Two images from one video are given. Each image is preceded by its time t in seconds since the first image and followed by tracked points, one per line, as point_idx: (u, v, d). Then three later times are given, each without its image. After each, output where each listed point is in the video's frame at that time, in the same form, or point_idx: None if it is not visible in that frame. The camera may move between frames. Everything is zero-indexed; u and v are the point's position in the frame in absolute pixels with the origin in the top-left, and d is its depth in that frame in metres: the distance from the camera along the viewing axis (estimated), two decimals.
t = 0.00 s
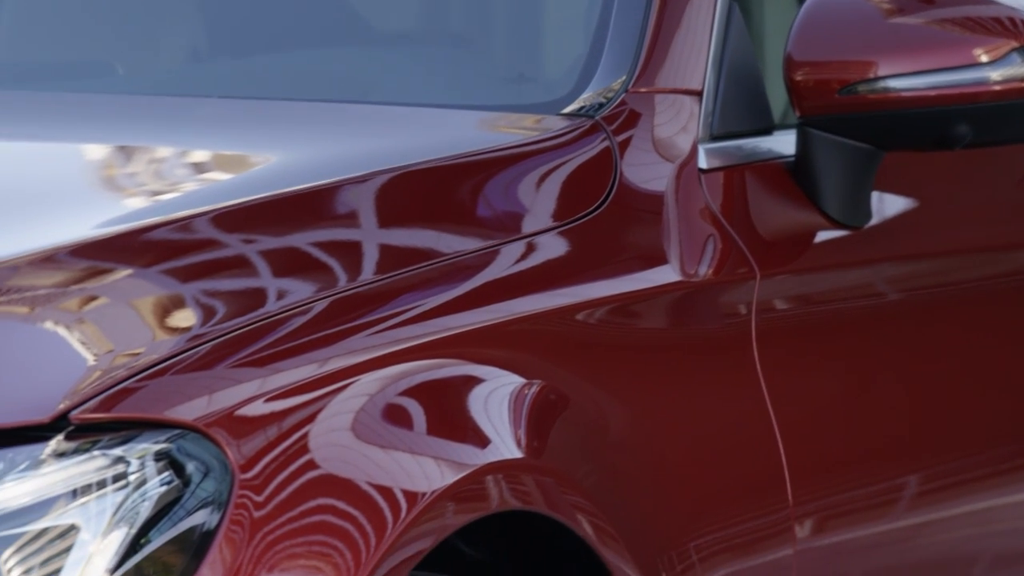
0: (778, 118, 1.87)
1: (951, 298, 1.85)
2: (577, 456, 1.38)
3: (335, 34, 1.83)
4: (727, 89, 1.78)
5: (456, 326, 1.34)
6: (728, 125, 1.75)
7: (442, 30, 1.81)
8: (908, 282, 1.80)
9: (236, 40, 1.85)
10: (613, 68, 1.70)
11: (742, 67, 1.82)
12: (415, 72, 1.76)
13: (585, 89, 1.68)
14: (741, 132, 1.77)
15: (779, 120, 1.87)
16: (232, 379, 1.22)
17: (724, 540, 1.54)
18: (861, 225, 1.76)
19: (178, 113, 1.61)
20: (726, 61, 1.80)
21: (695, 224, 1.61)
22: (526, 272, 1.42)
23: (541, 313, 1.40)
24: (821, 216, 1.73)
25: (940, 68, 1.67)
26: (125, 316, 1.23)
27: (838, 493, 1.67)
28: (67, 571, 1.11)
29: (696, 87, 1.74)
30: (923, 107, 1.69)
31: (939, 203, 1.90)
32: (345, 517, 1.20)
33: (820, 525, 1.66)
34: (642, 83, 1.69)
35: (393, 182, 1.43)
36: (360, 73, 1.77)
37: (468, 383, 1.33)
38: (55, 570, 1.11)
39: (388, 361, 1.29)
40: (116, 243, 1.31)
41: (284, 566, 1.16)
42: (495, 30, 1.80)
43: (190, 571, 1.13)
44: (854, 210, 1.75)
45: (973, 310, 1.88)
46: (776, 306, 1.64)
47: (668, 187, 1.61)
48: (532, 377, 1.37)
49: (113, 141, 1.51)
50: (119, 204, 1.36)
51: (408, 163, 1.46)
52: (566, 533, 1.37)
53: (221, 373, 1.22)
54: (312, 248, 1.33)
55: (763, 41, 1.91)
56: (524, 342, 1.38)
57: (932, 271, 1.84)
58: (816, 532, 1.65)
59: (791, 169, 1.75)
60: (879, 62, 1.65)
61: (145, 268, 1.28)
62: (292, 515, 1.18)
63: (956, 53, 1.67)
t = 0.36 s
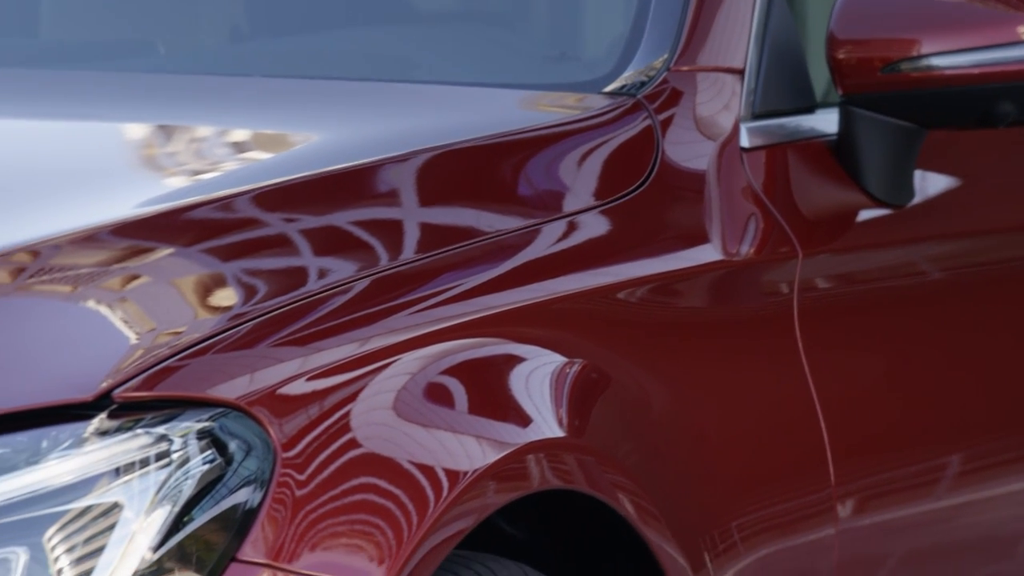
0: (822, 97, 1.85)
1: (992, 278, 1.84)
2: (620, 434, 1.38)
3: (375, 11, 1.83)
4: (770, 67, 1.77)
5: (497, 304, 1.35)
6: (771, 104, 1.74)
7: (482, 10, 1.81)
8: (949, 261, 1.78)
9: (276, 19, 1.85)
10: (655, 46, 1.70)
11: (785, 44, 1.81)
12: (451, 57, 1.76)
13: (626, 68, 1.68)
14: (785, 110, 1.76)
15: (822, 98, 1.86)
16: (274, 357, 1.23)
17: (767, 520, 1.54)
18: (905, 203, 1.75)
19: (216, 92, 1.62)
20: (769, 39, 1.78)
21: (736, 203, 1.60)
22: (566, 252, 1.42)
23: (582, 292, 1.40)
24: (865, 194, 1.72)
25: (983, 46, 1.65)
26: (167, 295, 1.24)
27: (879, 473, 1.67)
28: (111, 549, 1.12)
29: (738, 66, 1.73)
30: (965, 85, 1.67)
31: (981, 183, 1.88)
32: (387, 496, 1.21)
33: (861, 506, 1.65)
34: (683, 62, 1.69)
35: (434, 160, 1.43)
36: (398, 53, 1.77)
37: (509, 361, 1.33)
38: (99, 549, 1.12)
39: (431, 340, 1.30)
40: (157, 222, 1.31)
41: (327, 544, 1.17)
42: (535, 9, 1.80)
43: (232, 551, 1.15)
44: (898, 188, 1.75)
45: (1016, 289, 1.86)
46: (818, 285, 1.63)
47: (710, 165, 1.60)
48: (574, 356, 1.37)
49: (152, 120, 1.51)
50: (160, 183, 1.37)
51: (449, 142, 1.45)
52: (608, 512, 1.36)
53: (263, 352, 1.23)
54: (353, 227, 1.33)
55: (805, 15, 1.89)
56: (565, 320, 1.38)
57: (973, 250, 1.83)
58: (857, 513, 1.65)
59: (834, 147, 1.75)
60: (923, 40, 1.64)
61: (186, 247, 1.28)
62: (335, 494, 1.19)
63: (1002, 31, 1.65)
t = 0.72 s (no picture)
0: (866, 73, 1.82)
1: None
2: (662, 412, 1.38)
3: None
4: (812, 44, 1.75)
5: (538, 283, 1.35)
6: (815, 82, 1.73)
7: None
8: (992, 239, 1.78)
9: None
10: (696, 25, 1.71)
11: (828, 20, 1.79)
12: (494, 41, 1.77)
13: (668, 46, 1.69)
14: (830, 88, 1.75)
15: (865, 75, 1.81)
16: (317, 335, 1.24)
17: (811, 497, 1.55)
18: (947, 181, 1.75)
19: (257, 70, 1.62)
20: (811, 16, 1.77)
21: (779, 180, 1.60)
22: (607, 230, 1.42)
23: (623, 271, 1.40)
24: (908, 172, 1.72)
25: None
26: (209, 273, 1.25)
27: (921, 452, 1.67)
28: (154, 527, 1.14)
29: (780, 43, 1.72)
30: (1010, 62, 1.65)
31: None
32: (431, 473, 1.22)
33: (904, 484, 1.66)
34: (725, 39, 1.69)
35: (473, 138, 1.44)
36: (436, 36, 1.78)
37: (550, 340, 1.33)
38: (142, 526, 1.14)
39: (472, 318, 1.30)
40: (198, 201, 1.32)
41: (369, 522, 1.19)
42: None
43: (275, 528, 1.17)
44: (940, 166, 1.74)
45: None
46: (861, 263, 1.63)
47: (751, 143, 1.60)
48: (615, 334, 1.37)
49: (195, 98, 1.52)
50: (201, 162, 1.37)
51: (492, 120, 1.47)
52: (650, 490, 1.37)
53: (305, 330, 1.24)
54: (394, 204, 1.34)
55: None
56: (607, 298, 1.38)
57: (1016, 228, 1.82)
58: (899, 491, 1.65)
59: (877, 125, 1.73)
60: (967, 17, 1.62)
61: (229, 225, 1.29)
62: (377, 472, 1.20)
63: None
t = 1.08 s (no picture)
0: (914, 50, 1.88)
1: None
2: (706, 391, 1.40)
3: None
4: (857, 26, 1.82)
5: (582, 263, 1.37)
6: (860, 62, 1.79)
7: None
8: None
9: None
10: (742, 4, 1.76)
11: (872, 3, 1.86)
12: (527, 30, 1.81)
13: (715, 26, 1.75)
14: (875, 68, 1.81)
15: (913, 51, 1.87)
16: (362, 316, 1.26)
17: (855, 479, 1.57)
18: (993, 160, 1.82)
19: (297, 57, 1.67)
20: None
21: (824, 159, 1.65)
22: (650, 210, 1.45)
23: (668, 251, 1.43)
24: (955, 152, 1.79)
25: None
26: (255, 253, 1.27)
27: (966, 434, 1.72)
28: (201, 506, 1.17)
29: (825, 23, 1.79)
30: None
31: None
32: (477, 454, 1.23)
33: (950, 466, 1.70)
34: (771, 19, 1.74)
35: (518, 119, 1.48)
36: (483, 17, 1.83)
37: (596, 320, 1.35)
38: (189, 505, 1.17)
39: (514, 299, 1.32)
40: (241, 181, 1.34)
41: (415, 502, 1.20)
42: None
43: (321, 508, 1.19)
44: (987, 146, 1.81)
45: None
46: (907, 243, 1.68)
47: (796, 123, 1.65)
48: (660, 315, 1.39)
49: (238, 79, 1.58)
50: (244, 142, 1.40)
51: (539, 100, 1.52)
52: (695, 470, 1.38)
53: (350, 310, 1.26)
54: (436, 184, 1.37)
55: None
56: (651, 277, 1.40)
57: None
58: (946, 472, 1.69)
59: (926, 104, 1.81)
60: None
61: (273, 206, 1.32)
62: (423, 452, 1.22)
63: None
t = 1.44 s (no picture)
0: (961, 30, 1.92)
1: None
2: (748, 372, 1.43)
3: None
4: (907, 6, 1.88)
5: (627, 244, 1.39)
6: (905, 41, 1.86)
7: None
8: None
9: None
10: None
11: None
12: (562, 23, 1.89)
13: (760, 7, 1.85)
14: (921, 47, 1.87)
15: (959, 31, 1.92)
16: (405, 296, 1.27)
17: (897, 461, 1.62)
18: None
19: (335, 40, 1.72)
20: None
21: (870, 139, 1.71)
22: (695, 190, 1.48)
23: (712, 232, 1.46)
24: (1000, 131, 1.84)
25: None
26: (298, 234, 1.29)
27: (1009, 417, 1.78)
28: (246, 486, 1.19)
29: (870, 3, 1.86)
30: None
31: None
32: (521, 434, 1.25)
33: (996, 447, 1.76)
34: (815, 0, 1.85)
35: (560, 99, 1.53)
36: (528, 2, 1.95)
37: (640, 300, 1.37)
38: (235, 485, 1.19)
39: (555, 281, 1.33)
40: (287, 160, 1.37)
41: (460, 482, 1.22)
42: None
43: (365, 488, 1.21)
44: None
45: None
46: (951, 222, 1.74)
47: (842, 103, 1.72)
48: (703, 296, 1.42)
49: (279, 61, 1.63)
50: (288, 122, 1.44)
51: (574, 82, 1.57)
52: (738, 449, 1.41)
53: (395, 291, 1.27)
54: (478, 164, 1.40)
55: None
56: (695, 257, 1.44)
57: None
58: (991, 453, 1.76)
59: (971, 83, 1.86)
60: None
61: (316, 185, 1.34)
62: (468, 432, 1.23)
63: None
